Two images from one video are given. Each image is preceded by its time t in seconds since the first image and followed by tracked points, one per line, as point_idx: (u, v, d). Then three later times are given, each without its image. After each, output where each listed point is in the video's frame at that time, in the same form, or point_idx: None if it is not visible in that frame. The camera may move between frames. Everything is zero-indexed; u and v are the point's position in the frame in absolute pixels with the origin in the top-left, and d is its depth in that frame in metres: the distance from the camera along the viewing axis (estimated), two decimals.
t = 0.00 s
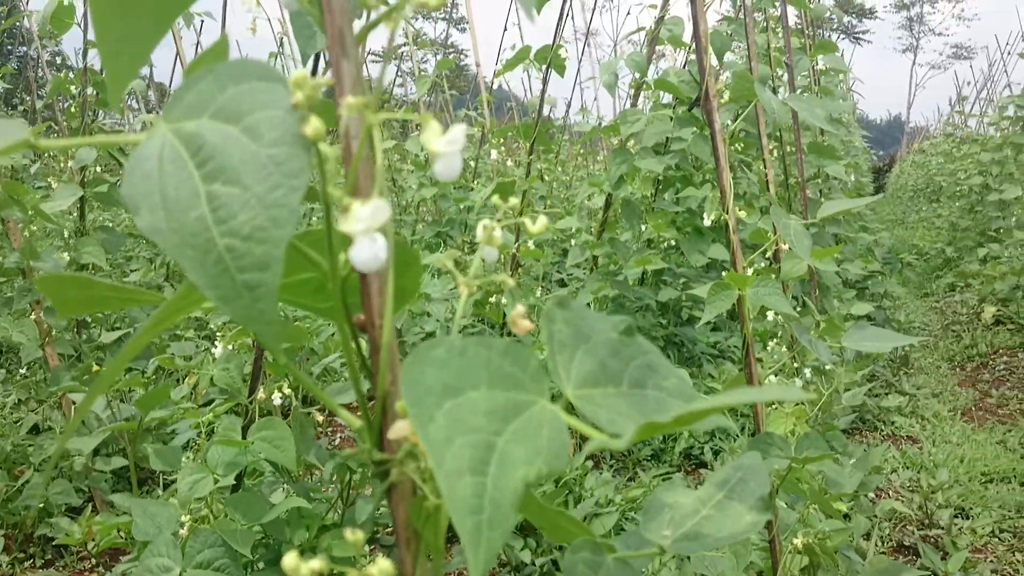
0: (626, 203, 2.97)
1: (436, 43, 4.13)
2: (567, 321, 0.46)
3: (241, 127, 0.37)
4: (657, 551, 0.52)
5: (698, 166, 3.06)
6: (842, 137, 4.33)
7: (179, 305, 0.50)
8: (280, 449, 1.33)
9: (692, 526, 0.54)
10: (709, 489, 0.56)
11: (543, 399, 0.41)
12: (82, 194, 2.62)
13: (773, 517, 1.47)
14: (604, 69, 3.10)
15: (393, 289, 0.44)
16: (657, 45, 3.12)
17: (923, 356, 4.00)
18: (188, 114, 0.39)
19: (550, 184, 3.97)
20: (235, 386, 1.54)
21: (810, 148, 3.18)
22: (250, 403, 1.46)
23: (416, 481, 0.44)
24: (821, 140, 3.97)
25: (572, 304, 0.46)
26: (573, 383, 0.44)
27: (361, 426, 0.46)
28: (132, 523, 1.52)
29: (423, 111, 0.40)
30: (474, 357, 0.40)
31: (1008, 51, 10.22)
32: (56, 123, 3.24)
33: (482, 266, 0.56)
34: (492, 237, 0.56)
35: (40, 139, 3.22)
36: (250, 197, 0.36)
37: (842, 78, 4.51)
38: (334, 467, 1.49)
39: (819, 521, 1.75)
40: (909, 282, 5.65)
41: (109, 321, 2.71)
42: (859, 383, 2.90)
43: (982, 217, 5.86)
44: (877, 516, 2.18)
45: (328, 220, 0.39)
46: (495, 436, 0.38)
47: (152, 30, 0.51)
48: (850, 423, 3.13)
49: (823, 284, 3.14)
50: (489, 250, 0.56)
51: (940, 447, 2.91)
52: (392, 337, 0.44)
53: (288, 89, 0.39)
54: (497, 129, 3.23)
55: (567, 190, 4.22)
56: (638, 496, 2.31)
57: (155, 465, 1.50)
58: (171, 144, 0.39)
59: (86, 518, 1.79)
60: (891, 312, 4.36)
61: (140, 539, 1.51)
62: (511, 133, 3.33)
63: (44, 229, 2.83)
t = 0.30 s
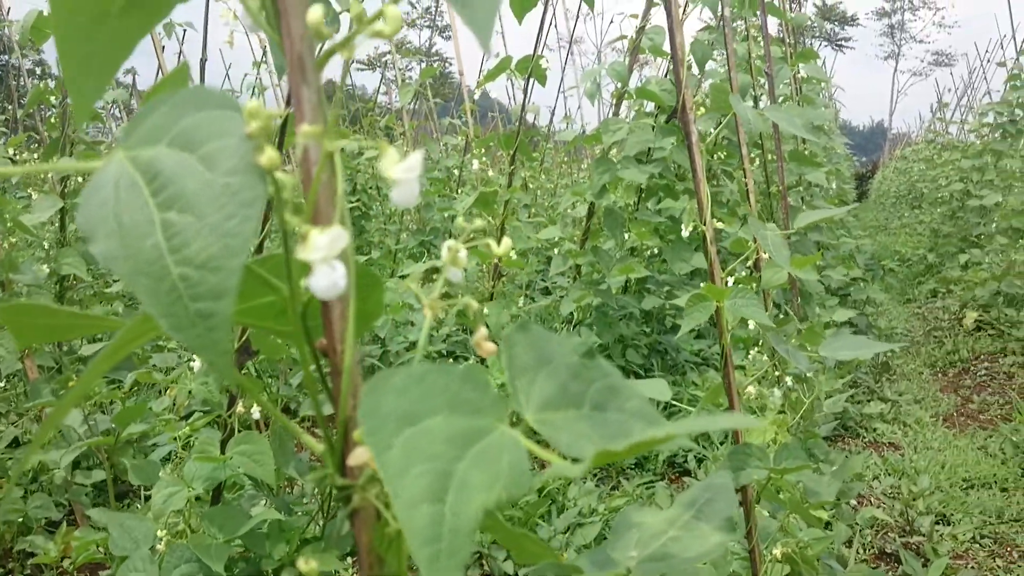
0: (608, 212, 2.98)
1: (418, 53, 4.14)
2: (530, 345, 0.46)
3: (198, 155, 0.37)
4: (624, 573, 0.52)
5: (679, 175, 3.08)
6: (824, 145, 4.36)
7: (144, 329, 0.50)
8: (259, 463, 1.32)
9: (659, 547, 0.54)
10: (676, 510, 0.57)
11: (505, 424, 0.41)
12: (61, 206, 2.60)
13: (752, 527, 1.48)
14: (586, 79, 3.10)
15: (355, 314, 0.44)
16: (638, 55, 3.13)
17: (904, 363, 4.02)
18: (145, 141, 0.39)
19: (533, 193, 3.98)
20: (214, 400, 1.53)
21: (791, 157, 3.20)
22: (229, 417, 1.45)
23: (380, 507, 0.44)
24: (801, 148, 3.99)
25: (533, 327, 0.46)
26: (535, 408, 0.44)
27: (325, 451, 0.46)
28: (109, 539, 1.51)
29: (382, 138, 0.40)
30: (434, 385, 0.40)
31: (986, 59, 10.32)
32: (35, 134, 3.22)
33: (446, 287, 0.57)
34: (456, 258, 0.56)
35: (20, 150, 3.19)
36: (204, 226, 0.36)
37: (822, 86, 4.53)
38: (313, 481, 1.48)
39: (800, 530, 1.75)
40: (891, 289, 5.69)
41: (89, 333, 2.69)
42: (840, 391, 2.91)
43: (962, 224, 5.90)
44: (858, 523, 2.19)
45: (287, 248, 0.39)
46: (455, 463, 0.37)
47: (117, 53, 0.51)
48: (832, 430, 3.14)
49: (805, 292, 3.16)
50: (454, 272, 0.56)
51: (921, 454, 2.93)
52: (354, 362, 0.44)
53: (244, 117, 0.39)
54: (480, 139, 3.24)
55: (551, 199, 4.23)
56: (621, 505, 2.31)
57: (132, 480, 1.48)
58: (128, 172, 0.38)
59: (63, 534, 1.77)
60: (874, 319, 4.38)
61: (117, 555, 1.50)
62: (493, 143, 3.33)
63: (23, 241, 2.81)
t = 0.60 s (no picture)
0: (591, 221, 2.98)
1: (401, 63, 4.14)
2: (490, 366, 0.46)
3: (152, 182, 0.37)
4: None
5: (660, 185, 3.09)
6: (805, 154, 4.38)
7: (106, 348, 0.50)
8: (237, 477, 1.31)
9: (623, 567, 0.55)
10: (640, 528, 0.57)
11: (463, 448, 0.42)
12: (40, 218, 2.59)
13: (730, 538, 1.49)
14: (568, 89, 3.11)
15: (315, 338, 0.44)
16: (620, 65, 3.13)
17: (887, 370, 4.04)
18: (101, 166, 0.39)
19: (516, 202, 3.98)
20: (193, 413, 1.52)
21: (772, 166, 3.22)
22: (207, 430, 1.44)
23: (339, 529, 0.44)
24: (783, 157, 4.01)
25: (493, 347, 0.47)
26: (493, 430, 0.44)
27: (285, 473, 0.46)
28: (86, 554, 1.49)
29: (338, 164, 0.40)
30: (390, 409, 0.40)
31: (965, 67, 10.40)
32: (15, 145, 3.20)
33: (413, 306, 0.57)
34: (423, 276, 0.56)
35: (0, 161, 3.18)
36: (157, 253, 0.36)
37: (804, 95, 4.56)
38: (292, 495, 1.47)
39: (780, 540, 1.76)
40: (873, 296, 5.72)
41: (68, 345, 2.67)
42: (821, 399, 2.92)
43: (944, 231, 5.93)
44: (839, 531, 2.19)
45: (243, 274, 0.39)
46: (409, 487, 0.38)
47: (84, 71, 0.51)
48: (814, 438, 3.15)
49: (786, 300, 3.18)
50: (420, 290, 0.56)
51: (903, 461, 2.94)
52: (314, 384, 0.44)
53: (200, 144, 0.39)
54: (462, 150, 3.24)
55: (534, 208, 4.23)
56: (604, 515, 2.31)
57: (109, 495, 1.47)
58: (83, 197, 0.38)
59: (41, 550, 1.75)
60: (856, 326, 4.40)
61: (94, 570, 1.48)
62: (475, 153, 3.34)
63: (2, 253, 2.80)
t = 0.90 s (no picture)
0: (569, 232, 2.98)
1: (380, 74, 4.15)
2: (442, 390, 0.46)
3: (96, 210, 0.37)
4: None
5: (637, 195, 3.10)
6: (782, 164, 4.42)
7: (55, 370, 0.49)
8: (209, 495, 1.29)
9: None
10: (599, 546, 0.58)
11: (413, 472, 0.42)
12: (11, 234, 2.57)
13: (704, 549, 1.50)
14: (545, 101, 3.12)
15: (267, 362, 0.44)
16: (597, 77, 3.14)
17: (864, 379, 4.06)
18: (44, 194, 0.39)
19: (495, 214, 3.99)
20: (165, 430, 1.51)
21: (749, 177, 3.24)
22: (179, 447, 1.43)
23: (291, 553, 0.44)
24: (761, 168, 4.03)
25: (446, 369, 0.47)
26: (444, 454, 0.44)
27: (237, 497, 0.46)
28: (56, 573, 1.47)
29: (285, 191, 0.40)
30: (339, 435, 0.40)
31: (941, 77, 10.50)
32: None
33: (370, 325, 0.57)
34: (380, 297, 0.56)
35: None
36: (100, 281, 0.35)
37: (781, 106, 4.59)
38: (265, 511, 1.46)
39: (755, 550, 1.77)
40: (852, 305, 5.76)
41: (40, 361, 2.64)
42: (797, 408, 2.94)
43: (920, 240, 5.98)
44: (816, 541, 2.21)
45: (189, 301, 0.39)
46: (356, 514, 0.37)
47: (40, 91, 0.50)
48: (792, 447, 3.16)
49: (763, 311, 3.19)
50: (376, 310, 0.56)
51: (880, 470, 2.96)
52: (265, 409, 0.44)
53: (144, 171, 0.39)
54: (440, 162, 3.25)
55: (514, 219, 4.24)
56: (582, 526, 2.31)
57: (80, 512, 1.45)
58: (26, 224, 0.38)
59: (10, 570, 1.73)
60: (834, 336, 4.43)
61: None
62: (453, 165, 3.35)
63: None
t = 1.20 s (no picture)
0: (549, 244, 2.99)
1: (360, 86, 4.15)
2: (407, 417, 0.46)
3: (58, 242, 0.37)
4: None
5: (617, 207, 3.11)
6: (761, 176, 4.45)
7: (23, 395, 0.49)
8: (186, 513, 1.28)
9: None
10: (570, 567, 0.59)
11: (378, 501, 0.42)
12: None
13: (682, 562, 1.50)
14: (526, 114, 3.12)
15: (233, 390, 0.44)
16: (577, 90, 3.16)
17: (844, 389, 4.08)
18: (7, 226, 0.39)
19: (476, 225, 3.99)
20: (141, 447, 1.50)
21: (728, 189, 3.26)
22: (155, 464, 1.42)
23: None
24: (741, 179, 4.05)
25: (413, 398, 0.47)
26: (410, 483, 0.44)
27: (204, 524, 0.46)
28: None
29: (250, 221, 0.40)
30: (303, 465, 0.40)
31: (918, 89, 10.60)
32: None
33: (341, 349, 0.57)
34: (351, 321, 0.56)
35: None
36: (60, 314, 0.35)
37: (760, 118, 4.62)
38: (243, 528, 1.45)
39: (734, 563, 1.77)
40: (832, 315, 5.79)
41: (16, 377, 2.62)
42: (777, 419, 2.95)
43: (899, 250, 6.02)
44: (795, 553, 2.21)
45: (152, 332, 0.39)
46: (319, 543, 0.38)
47: (10, 115, 0.51)
48: (772, 458, 3.17)
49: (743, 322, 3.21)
50: (346, 333, 0.56)
51: (859, 480, 2.97)
52: (231, 437, 0.44)
53: (106, 204, 0.39)
54: (420, 174, 3.25)
55: (495, 230, 4.24)
56: (562, 539, 2.31)
57: (55, 529, 1.44)
58: None
59: None
60: (814, 346, 4.45)
61: None
62: (433, 177, 3.35)
63: None
